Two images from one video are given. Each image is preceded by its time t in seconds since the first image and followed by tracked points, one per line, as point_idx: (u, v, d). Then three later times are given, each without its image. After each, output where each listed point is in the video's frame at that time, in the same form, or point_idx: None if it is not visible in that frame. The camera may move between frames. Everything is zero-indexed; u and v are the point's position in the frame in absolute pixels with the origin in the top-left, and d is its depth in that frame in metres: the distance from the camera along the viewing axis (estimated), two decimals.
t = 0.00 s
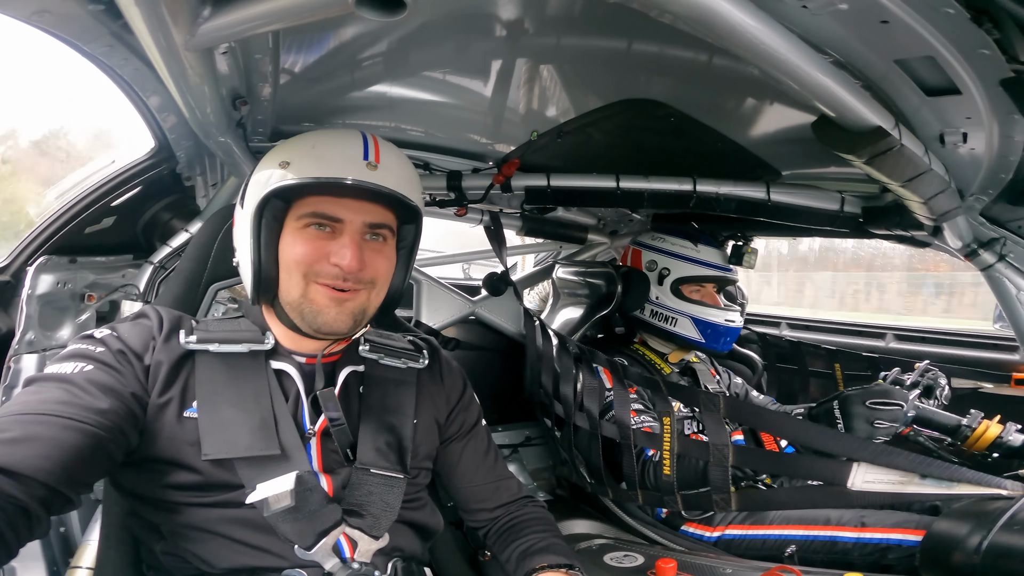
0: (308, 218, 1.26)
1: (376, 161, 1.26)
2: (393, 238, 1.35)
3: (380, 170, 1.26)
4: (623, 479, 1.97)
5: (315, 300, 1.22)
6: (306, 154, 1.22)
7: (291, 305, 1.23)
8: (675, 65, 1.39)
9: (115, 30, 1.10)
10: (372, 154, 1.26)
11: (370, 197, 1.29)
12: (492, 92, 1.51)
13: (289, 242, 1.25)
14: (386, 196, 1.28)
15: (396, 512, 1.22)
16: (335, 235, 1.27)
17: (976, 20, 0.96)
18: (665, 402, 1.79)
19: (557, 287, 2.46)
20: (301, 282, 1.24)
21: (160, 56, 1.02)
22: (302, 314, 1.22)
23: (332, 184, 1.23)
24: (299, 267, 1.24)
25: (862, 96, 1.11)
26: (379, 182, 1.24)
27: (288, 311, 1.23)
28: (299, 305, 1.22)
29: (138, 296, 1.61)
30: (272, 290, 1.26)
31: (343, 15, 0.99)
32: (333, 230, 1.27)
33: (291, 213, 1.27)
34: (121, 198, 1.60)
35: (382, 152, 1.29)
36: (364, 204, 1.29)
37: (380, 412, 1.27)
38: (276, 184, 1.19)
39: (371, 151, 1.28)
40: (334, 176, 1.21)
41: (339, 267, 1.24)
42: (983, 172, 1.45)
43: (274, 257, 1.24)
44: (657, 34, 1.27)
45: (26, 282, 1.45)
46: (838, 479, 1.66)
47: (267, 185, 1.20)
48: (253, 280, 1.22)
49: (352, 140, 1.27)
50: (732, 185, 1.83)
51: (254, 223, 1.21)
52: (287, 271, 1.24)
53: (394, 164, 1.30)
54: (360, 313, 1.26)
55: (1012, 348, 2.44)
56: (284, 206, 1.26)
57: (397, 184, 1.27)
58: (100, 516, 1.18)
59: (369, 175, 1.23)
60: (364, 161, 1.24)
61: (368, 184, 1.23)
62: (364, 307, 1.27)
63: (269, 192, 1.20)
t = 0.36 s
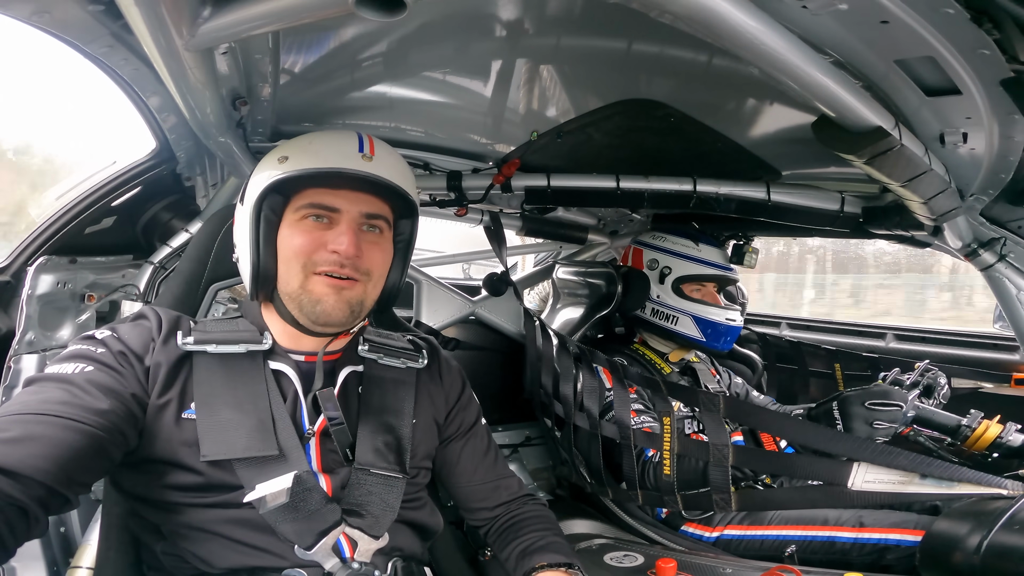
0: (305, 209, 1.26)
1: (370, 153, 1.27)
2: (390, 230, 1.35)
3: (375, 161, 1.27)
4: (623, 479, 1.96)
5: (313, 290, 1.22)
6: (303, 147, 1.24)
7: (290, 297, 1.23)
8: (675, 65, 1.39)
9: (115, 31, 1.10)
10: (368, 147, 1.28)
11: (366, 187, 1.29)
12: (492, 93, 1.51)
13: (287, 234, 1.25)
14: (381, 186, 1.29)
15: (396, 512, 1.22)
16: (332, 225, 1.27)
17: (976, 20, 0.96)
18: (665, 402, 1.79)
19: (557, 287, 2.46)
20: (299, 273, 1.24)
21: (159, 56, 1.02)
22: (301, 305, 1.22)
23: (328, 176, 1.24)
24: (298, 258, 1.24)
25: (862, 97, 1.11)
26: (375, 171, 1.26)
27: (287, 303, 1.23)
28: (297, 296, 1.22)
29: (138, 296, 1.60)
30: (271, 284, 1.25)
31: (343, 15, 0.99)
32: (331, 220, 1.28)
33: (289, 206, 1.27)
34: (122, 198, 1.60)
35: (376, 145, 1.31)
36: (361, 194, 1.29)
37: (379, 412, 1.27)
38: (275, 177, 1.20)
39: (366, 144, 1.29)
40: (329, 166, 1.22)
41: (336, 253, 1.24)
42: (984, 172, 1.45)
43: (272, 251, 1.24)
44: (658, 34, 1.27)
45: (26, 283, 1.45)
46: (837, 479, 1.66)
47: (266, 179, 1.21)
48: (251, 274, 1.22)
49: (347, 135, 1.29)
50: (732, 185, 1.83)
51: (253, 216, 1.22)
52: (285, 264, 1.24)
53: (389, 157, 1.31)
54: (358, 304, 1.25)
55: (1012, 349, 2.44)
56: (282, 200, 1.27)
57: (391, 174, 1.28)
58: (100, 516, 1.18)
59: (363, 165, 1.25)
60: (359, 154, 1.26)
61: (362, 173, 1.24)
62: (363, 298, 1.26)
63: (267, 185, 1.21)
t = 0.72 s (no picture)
0: (304, 209, 1.26)
1: (370, 153, 1.28)
2: (389, 231, 1.35)
3: (375, 162, 1.28)
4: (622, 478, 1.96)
5: (310, 290, 1.22)
6: (302, 146, 1.25)
7: (287, 296, 1.23)
8: (675, 65, 1.39)
9: (115, 31, 1.10)
10: (367, 147, 1.29)
11: (365, 189, 1.29)
12: (492, 93, 1.51)
13: (285, 234, 1.25)
14: (380, 187, 1.29)
15: (395, 511, 1.22)
16: (331, 226, 1.27)
17: (976, 20, 0.96)
18: (665, 403, 1.78)
19: (557, 287, 2.46)
20: (296, 273, 1.23)
21: (160, 56, 1.02)
22: (297, 304, 1.22)
23: (327, 177, 1.24)
24: (295, 258, 1.24)
25: (861, 96, 1.11)
26: (374, 172, 1.26)
27: (284, 302, 1.23)
28: (293, 294, 1.22)
29: (138, 296, 1.62)
30: (269, 282, 1.26)
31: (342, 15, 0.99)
32: (329, 221, 1.28)
33: (288, 206, 1.27)
34: (121, 198, 1.60)
35: (376, 145, 1.31)
36: (360, 195, 1.29)
37: (377, 412, 1.27)
38: (273, 177, 1.21)
39: (366, 143, 1.29)
40: (328, 168, 1.22)
41: (334, 256, 1.23)
42: (983, 172, 1.45)
43: (270, 250, 1.25)
44: (657, 34, 1.28)
45: (26, 284, 1.45)
46: (838, 479, 1.65)
47: (265, 178, 1.21)
48: (250, 273, 1.23)
49: (347, 135, 1.29)
50: (732, 185, 1.83)
51: (252, 218, 1.22)
52: (283, 263, 1.24)
53: (388, 156, 1.31)
54: (359, 303, 1.26)
55: (1013, 348, 2.44)
56: (281, 199, 1.27)
57: (391, 175, 1.28)
58: (100, 515, 1.18)
59: (362, 166, 1.25)
60: (359, 154, 1.26)
61: (360, 175, 1.24)
62: (363, 297, 1.27)
63: (266, 184, 1.21)
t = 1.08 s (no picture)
0: (306, 213, 1.26)
1: (373, 155, 1.27)
2: (393, 233, 1.35)
3: (377, 163, 1.27)
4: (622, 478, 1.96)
5: (313, 295, 1.22)
6: (303, 148, 1.24)
7: (290, 301, 1.23)
8: (675, 65, 1.39)
9: (115, 31, 1.10)
10: (370, 149, 1.28)
11: (368, 191, 1.29)
12: (492, 93, 1.51)
13: (287, 237, 1.26)
14: (384, 189, 1.28)
15: (396, 511, 1.22)
16: (333, 230, 1.27)
17: (976, 19, 0.96)
18: (666, 402, 1.79)
19: (557, 286, 2.47)
20: (298, 277, 1.24)
21: (159, 56, 1.02)
22: (300, 309, 1.22)
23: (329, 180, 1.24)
24: (297, 263, 1.24)
25: (861, 96, 1.11)
26: (377, 174, 1.25)
27: (286, 307, 1.23)
28: (296, 300, 1.22)
29: (138, 296, 1.62)
30: (271, 285, 1.26)
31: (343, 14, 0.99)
32: (331, 225, 1.27)
33: (290, 208, 1.27)
34: (122, 198, 1.60)
35: (379, 146, 1.30)
36: (363, 198, 1.29)
37: (379, 413, 1.27)
38: (274, 179, 1.20)
39: (369, 145, 1.29)
40: (329, 170, 1.22)
41: (336, 261, 1.23)
42: (984, 172, 1.45)
43: (272, 253, 1.25)
44: (657, 34, 1.27)
45: (26, 283, 1.46)
46: (838, 479, 1.65)
47: (267, 180, 1.21)
48: (252, 275, 1.23)
49: (349, 135, 1.28)
50: (732, 185, 1.83)
51: (253, 221, 1.22)
52: (284, 267, 1.25)
53: (392, 158, 1.30)
54: (360, 308, 1.25)
55: (1013, 348, 2.43)
56: (282, 202, 1.27)
57: (394, 177, 1.28)
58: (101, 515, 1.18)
59: (365, 168, 1.24)
60: (361, 155, 1.25)
61: (362, 177, 1.23)
62: (365, 302, 1.27)
63: (268, 186, 1.21)
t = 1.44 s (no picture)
0: (307, 217, 1.26)
1: (375, 160, 1.26)
2: (395, 237, 1.35)
3: (380, 168, 1.26)
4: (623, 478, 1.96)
5: (313, 302, 1.22)
6: (304, 150, 1.23)
7: (289, 305, 1.23)
8: (675, 65, 1.39)
9: (115, 31, 1.10)
10: (373, 153, 1.27)
11: (370, 197, 1.28)
12: (492, 93, 1.51)
13: (288, 241, 1.26)
14: (386, 195, 1.28)
15: (396, 511, 1.22)
16: (334, 235, 1.27)
17: (976, 19, 0.96)
18: (666, 402, 1.79)
19: (557, 287, 2.49)
20: (298, 282, 1.24)
21: (160, 57, 1.02)
22: (298, 315, 1.22)
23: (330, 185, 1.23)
24: (298, 268, 1.24)
25: (862, 96, 1.11)
26: (379, 179, 1.25)
27: (286, 312, 1.23)
28: (295, 305, 1.22)
29: (138, 296, 1.62)
30: (271, 288, 1.26)
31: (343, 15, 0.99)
32: (332, 229, 1.27)
33: (291, 211, 1.27)
34: (122, 199, 1.60)
35: (381, 150, 1.30)
36: (364, 204, 1.29)
37: (380, 414, 1.27)
38: (275, 183, 1.20)
39: (371, 148, 1.28)
40: (330, 175, 1.21)
41: (336, 267, 1.23)
42: (984, 171, 1.45)
43: (273, 256, 1.25)
44: (657, 34, 1.27)
45: (26, 284, 1.45)
46: (839, 479, 1.65)
47: (268, 184, 1.20)
48: (252, 277, 1.23)
49: (352, 138, 1.28)
50: (732, 185, 1.83)
51: (254, 224, 1.22)
52: (284, 271, 1.24)
53: (394, 162, 1.30)
54: (360, 315, 1.26)
55: (1013, 348, 2.43)
56: (284, 204, 1.27)
57: (396, 183, 1.27)
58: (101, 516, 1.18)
59: (366, 174, 1.24)
60: (363, 160, 1.25)
61: (363, 183, 1.23)
62: (364, 308, 1.27)
63: (268, 190, 1.20)
